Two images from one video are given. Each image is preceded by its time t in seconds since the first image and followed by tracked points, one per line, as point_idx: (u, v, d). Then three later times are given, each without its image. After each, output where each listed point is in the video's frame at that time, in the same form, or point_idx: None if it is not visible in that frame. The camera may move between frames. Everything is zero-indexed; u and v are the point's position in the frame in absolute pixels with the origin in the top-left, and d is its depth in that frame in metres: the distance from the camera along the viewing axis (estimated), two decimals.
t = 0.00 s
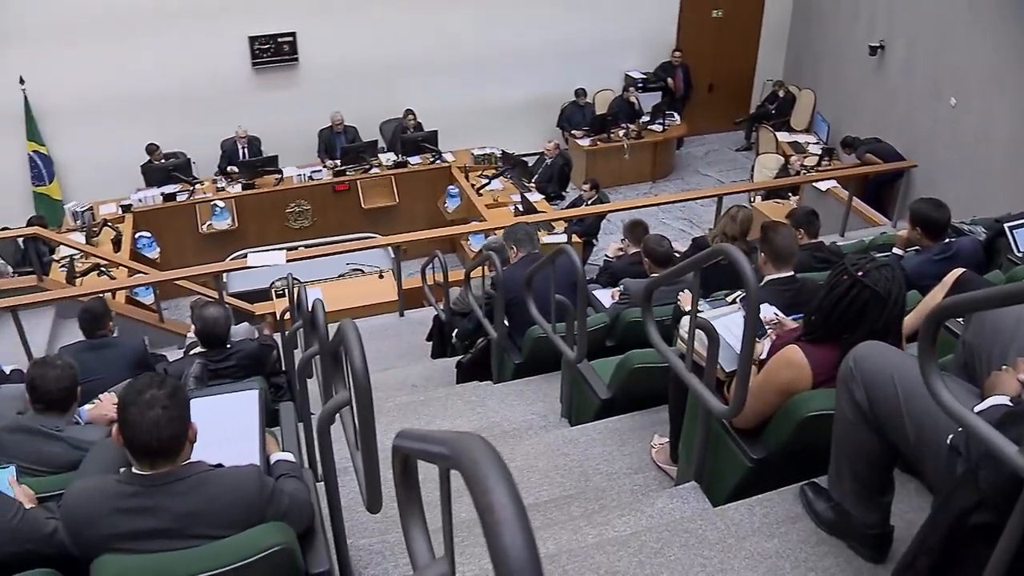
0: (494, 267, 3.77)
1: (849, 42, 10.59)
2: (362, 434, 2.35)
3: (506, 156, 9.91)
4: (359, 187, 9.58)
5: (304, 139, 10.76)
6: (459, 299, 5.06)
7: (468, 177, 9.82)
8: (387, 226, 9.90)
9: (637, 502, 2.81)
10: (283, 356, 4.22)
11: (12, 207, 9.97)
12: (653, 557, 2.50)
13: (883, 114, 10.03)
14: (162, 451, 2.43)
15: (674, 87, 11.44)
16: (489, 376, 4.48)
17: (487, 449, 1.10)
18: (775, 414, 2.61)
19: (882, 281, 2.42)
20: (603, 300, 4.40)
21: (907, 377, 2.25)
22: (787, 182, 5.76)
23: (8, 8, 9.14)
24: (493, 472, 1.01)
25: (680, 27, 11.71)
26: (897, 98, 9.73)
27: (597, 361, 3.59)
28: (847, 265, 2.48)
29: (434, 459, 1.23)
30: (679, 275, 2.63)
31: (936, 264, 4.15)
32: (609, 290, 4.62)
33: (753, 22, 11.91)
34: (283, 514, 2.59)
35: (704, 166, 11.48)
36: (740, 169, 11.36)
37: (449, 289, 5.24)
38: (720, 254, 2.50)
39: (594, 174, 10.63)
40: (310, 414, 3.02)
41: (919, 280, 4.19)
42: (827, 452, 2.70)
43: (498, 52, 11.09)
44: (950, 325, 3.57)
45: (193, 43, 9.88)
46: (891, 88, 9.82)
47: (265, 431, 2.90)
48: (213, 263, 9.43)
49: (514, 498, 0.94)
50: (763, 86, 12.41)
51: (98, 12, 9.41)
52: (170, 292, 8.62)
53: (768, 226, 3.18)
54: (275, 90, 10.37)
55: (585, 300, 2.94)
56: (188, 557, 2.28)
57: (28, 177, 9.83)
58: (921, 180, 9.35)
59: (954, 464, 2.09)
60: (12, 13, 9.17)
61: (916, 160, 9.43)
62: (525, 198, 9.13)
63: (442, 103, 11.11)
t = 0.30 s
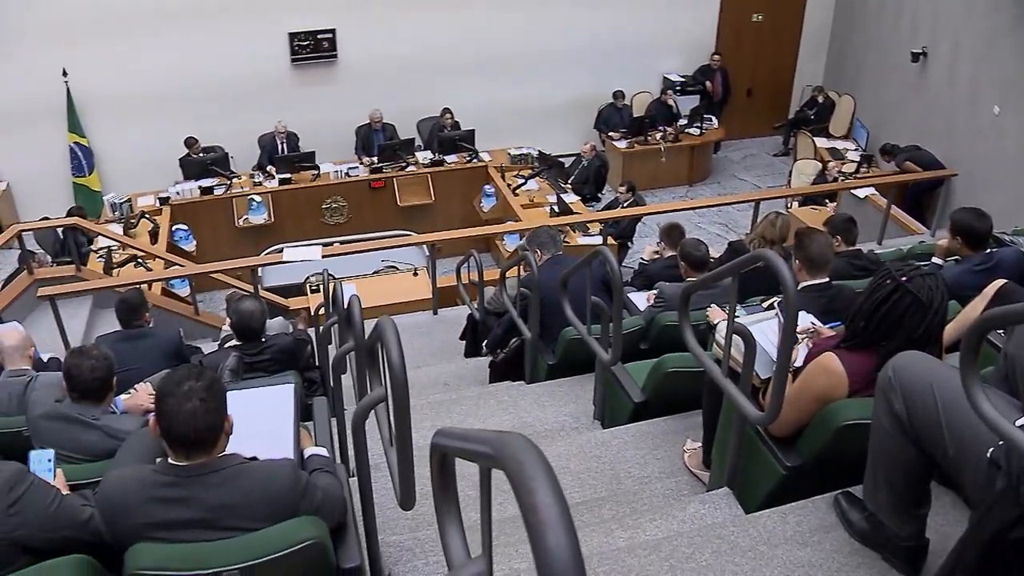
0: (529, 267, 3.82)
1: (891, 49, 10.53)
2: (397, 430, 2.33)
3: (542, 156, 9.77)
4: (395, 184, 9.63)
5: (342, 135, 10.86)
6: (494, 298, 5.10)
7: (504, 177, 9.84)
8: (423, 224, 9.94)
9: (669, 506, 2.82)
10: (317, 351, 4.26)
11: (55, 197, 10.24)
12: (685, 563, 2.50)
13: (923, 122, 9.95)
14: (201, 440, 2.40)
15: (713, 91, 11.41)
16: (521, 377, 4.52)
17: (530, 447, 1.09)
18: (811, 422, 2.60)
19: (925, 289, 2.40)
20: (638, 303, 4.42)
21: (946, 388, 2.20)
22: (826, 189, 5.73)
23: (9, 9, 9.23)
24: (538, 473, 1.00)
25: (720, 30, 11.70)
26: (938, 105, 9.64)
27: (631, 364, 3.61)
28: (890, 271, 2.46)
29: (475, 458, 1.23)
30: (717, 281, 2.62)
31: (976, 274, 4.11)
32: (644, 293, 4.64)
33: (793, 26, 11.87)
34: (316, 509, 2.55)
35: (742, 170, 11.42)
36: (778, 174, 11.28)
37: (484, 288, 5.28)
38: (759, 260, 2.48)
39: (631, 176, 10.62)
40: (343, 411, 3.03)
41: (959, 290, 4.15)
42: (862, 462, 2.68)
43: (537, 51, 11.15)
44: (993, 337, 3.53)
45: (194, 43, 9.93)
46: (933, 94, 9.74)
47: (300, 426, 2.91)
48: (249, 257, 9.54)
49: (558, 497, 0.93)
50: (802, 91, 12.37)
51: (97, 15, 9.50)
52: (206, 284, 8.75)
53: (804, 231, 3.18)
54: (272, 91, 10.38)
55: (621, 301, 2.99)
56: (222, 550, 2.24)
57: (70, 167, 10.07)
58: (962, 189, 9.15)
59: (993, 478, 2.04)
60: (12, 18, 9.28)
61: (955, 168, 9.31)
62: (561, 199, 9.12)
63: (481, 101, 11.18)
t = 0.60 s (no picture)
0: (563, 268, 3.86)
1: (931, 55, 10.44)
2: (429, 429, 2.31)
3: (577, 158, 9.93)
4: (428, 182, 9.68)
5: (376, 133, 10.90)
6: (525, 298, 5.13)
7: (538, 177, 9.85)
8: (455, 222, 9.96)
9: (698, 512, 2.83)
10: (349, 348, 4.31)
11: (90, 190, 10.41)
12: (712, 568, 2.51)
13: (961, 131, 9.85)
14: (236, 433, 2.40)
15: (749, 95, 11.43)
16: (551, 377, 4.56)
17: (569, 448, 1.09)
18: (843, 431, 2.59)
19: (962, 297, 2.36)
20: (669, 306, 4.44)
21: (983, 401, 2.16)
22: (863, 195, 5.69)
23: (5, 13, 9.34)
24: (579, 475, 1.00)
25: (757, 34, 11.67)
26: (976, 113, 9.54)
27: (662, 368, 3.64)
28: (927, 278, 2.43)
29: (513, 458, 1.22)
30: (751, 286, 2.62)
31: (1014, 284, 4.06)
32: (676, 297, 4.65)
33: (831, 32, 11.82)
34: (346, 505, 2.53)
35: (776, 175, 11.36)
36: (812, 180, 11.20)
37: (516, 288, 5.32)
38: (795, 265, 2.45)
39: (664, 179, 10.61)
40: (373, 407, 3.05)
41: (996, 300, 4.10)
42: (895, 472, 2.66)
43: (575, 53, 11.15)
44: None
45: (194, 43, 9.91)
46: (971, 102, 9.64)
47: (330, 422, 2.93)
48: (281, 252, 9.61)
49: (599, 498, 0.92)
50: (839, 97, 12.30)
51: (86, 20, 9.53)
52: (238, 279, 8.84)
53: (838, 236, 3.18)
54: (268, 91, 10.35)
55: (654, 305, 3.02)
56: (253, 542, 2.24)
57: (106, 159, 10.22)
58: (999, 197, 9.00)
59: None
60: (12, 21, 9.39)
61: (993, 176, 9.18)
62: (594, 201, 9.11)
63: (515, 101, 11.20)
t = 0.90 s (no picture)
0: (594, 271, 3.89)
1: (967, 61, 10.36)
2: (459, 427, 2.30)
3: (608, 159, 10.03)
4: (458, 181, 9.70)
5: (405, 132, 10.94)
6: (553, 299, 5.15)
7: (568, 178, 9.84)
8: (484, 222, 9.98)
9: (725, 517, 2.84)
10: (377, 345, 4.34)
11: (120, 184, 10.53)
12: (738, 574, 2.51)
13: (997, 138, 9.75)
14: (262, 428, 2.37)
15: (781, 99, 11.38)
16: (579, 379, 4.60)
17: (605, 448, 1.08)
18: (873, 439, 2.57)
19: (994, 303, 2.36)
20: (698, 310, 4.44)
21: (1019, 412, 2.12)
22: (896, 203, 5.65)
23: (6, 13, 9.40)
24: (616, 475, 0.99)
25: (790, 38, 11.60)
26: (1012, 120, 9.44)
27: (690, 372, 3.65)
28: (958, 285, 2.42)
29: (547, 458, 1.21)
30: (781, 292, 2.61)
31: None
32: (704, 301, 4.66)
33: (864, 37, 11.75)
34: (374, 501, 2.52)
35: (807, 180, 11.30)
36: (844, 185, 11.12)
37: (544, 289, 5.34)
38: (828, 271, 2.43)
39: (694, 182, 10.59)
40: (400, 405, 3.06)
41: None
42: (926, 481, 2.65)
43: (607, 55, 11.14)
44: None
45: (193, 43, 9.92)
46: (1007, 110, 9.56)
47: (359, 419, 2.94)
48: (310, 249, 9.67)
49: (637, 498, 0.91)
50: (872, 102, 12.23)
51: (80, 20, 9.57)
52: (267, 274, 8.91)
53: (870, 243, 3.19)
54: (268, 90, 10.36)
55: (684, 309, 3.03)
56: (282, 537, 2.24)
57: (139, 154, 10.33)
58: None
59: None
60: (13, 21, 9.46)
61: None
62: (624, 203, 9.08)
63: (545, 101, 11.20)
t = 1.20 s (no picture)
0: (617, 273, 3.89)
1: (996, 66, 10.28)
2: (481, 426, 2.29)
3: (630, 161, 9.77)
4: (481, 180, 9.71)
5: (427, 130, 10.95)
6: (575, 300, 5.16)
7: (590, 179, 9.83)
8: (506, 222, 9.98)
9: (744, 521, 2.85)
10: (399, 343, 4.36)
11: (141, 180, 10.60)
12: None
13: None
14: (285, 424, 2.39)
15: (805, 103, 11.30)
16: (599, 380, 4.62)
17: (632, 449, 1.06)
18: (896, 446, 2.56)
19: (1018, 308, 2.34)
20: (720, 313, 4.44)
21: None
22: (921, 208, 5.61)
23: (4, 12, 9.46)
24: (643, 477, 0.96)
25: (815, 41, 11.52)
26: None
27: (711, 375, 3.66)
28: (980, 293, 2.42)
29: (573, 459, 1.19)
30: (804, 297, 2.60)
31: None
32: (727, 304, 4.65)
33: (890, 41, 11.67)
34: (394, 500, 2.51)
35: (830, 185, 11.24)
36: (869, 190, 11.06)
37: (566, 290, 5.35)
38: (853, 276, 2.42)
39: (716, 185, 10.56)
40: (422, 403, 3.06)
41: None
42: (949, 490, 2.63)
43: (631, 57, 11.11)
44: None
45: (194, 42, 9.92)
46: None
47: (380, 417, 2.95)
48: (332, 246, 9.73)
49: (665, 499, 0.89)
50: (897, 106, 12.16)
51: (78, 20, 9.61)
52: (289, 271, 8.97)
53: (893, 250, 3.20)
54: (267, 91, 10.36)
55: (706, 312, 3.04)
56: (302, 533, 2.25)
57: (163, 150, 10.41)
58: None
59: None
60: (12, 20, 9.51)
61: None
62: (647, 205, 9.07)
63: (568, 102, 11.19)
